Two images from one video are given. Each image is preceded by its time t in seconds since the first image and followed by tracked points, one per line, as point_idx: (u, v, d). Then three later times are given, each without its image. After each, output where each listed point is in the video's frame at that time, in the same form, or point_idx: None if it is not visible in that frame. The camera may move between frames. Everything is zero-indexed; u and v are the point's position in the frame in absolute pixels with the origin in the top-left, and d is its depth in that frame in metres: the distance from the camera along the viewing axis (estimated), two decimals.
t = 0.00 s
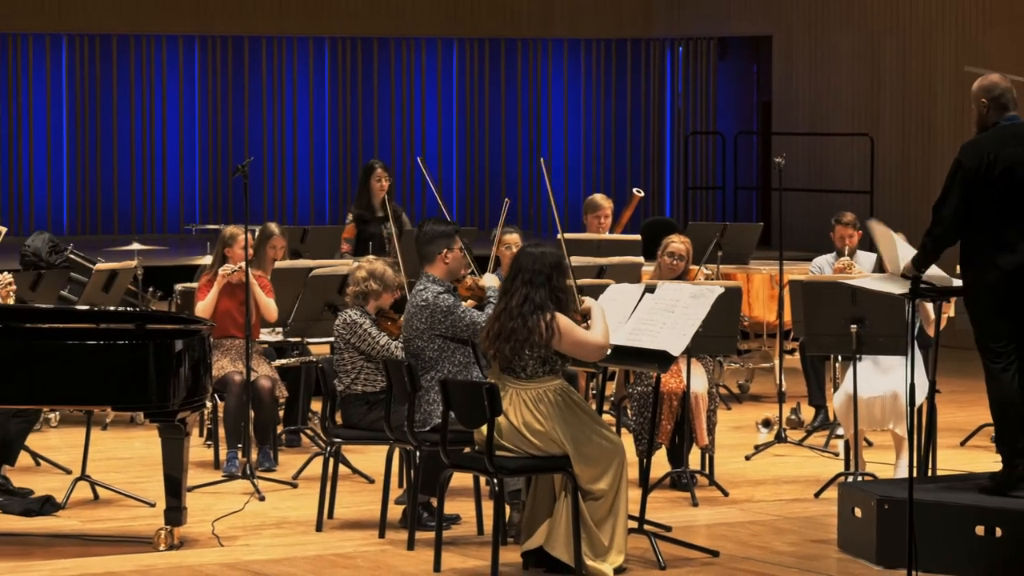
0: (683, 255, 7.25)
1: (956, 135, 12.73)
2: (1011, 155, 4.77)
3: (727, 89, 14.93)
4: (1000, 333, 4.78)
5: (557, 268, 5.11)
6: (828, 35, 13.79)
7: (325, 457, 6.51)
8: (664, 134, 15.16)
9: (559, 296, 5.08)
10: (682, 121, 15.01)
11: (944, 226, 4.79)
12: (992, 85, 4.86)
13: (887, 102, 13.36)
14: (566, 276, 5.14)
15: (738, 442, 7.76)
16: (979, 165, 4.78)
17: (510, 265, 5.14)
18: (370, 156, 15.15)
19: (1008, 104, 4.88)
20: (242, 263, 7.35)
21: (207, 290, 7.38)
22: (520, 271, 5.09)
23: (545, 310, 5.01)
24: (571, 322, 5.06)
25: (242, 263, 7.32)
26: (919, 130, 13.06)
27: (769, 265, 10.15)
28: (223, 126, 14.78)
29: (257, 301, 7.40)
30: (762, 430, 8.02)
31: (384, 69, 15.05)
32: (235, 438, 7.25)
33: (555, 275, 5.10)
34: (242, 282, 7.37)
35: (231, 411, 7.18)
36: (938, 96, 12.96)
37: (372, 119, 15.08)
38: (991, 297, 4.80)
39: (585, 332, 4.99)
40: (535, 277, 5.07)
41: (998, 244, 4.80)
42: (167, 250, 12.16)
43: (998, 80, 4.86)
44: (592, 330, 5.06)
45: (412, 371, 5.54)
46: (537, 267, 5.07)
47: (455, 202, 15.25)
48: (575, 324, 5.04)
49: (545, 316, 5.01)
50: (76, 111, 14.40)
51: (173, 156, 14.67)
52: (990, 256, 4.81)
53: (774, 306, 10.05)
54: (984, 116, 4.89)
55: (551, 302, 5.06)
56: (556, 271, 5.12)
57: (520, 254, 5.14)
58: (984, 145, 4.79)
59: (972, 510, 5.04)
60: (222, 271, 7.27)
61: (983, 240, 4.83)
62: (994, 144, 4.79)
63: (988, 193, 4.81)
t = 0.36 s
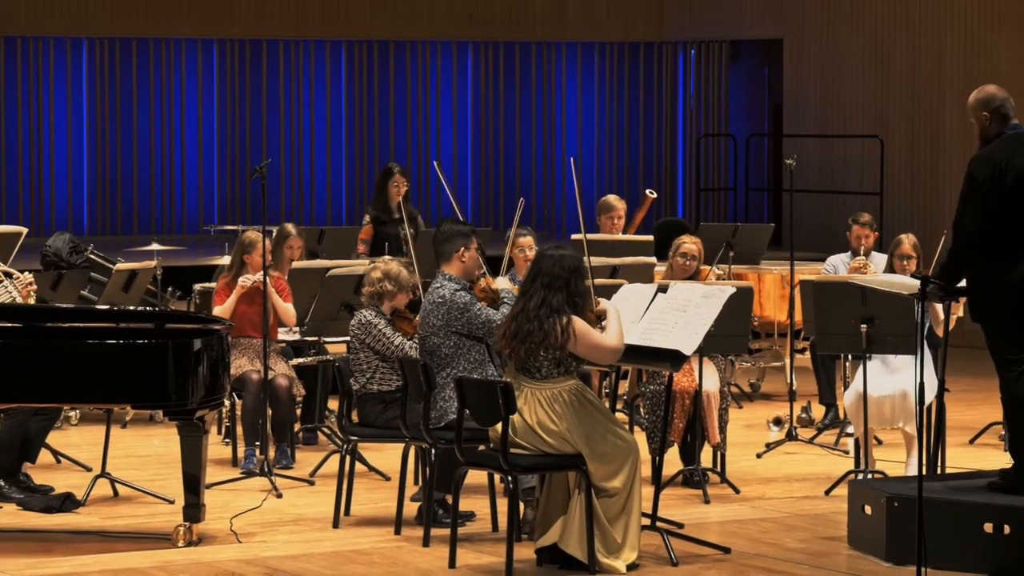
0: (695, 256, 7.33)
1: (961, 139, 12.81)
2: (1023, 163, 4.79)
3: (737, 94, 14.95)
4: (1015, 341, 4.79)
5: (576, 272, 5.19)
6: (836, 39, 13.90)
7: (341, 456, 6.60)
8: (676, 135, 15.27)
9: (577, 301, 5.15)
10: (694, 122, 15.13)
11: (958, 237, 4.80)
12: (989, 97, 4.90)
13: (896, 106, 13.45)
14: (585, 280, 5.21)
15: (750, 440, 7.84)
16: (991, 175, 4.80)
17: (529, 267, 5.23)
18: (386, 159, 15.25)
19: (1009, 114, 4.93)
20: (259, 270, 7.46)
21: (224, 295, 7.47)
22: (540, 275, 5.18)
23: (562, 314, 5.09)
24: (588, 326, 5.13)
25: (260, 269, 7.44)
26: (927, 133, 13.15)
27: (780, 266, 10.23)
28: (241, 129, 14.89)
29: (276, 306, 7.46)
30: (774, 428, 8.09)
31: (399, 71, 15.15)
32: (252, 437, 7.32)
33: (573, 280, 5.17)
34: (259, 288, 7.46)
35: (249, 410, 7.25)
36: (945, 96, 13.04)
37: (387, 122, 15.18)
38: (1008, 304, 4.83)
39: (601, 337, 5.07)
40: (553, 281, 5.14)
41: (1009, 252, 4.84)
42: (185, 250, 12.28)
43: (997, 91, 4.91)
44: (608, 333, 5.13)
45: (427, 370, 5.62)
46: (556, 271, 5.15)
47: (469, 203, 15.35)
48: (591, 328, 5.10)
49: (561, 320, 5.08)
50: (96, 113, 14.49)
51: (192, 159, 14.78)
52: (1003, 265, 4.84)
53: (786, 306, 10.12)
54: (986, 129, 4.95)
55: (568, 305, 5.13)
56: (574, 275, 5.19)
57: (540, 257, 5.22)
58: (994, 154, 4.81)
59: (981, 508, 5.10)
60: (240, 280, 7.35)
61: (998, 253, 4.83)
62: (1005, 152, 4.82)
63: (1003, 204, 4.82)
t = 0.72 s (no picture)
0: (706, 256, 7.41)
1: (972, 142, 12.95)
2: None
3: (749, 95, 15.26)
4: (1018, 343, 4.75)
5: (586, 273, 5.25)
6: (848, 42, 14.03)
7: (358, 454, 6.72)
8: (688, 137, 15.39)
9: (587, 302, 5.22)
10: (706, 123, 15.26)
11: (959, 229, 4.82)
12: (1010, 93, 4.88)
13: (907, 108, 13.58)
14: (595, 282, 5.27)
15: (761, 439, 7.91)
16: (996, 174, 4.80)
17: (541, 267, 5.30)
18: (402, 160, 15.35)
19: None
20: (277, 269, 7.55)
21: (242, 295, 7.57)
22: (550, 275, 5.24)
23: (571, 314, 5.17)
24: (597, 327, 5.21)
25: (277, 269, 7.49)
26: (937, 135, 13.29)
27: (790, 266, 10.32)
28: (259, 130, 14.99)
29: (293, 304, 7.55)
30: (784, 427, 8.17)
31: (415, 74, 15.24)
32: (270, 435, 7.43)
33: (584, 281, 5.24)
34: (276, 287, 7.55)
35: (266, 410, 7.36)
36: (955, 99, 13.16)
37: (404, 123, 15.29)
38: (1006, 304, 4.84)
39: (609, 338, 5.15)
40: (564, 280, 5.21)
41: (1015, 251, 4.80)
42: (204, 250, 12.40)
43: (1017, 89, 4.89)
44: (616, 335, 5.21)
45: (442, 369, 5.71)
46: (566, 271, 5.22)
47: (484, 204, 15.47)
48: (600, 329, 5.19)
49: (571, 321, 5.16)
50: (117, 116, 14.56)
51: (210, 160, 14.86)
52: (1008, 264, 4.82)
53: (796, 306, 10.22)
54: (1005, 124, 4.93)
55: (577, 305, 5.20)
56: (585, 277, 5.25)
57: (552, 257, 5.29)
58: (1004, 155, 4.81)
59: (990, 505, 5.16)
60: (260, 278, 7.43)
61: (1000, 252, 4.83)
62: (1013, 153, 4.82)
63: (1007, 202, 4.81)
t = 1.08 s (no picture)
0: (717, 257, 7.47)
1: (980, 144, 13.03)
2: None
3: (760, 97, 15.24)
4: None
5: (589, 267, 5.34)
6: (858, 45, 14.15)
7: (372, 452, 6.78)
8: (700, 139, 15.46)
9: (593, 295, 5.31)
10: (718, 125, 15.34)
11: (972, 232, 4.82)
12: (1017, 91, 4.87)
13: (916, 110, 13.66)
14: (599, 275, 5.36)
15: (772, 437, 7.97)
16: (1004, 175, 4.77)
17: (544, 265, 5.37)
18: (416, 160, 15.43)
19: None
20: (292, 265, 7.62)
21: (258, 292, 7.65)
22: (554, 272, 5.33)
23: (580, 309, 5.25)
24: (606, 318, 5.30)
25: (292, 265, 7.60)
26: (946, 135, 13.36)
27: (801, 267, 10.37)
28: (275, 132, 15.06)
29: (309, 300, 7.65)
30: (795, 425, 8.23)
31: (430, 77, 15.31)
32: (286, 433, 7.52)
33: (588, 275, 5.33)
34: (292, 283, 7.66)
35: (282, 408, 7.43)
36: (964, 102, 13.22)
37: (418, 125, 15.37)
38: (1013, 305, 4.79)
39: (617, 329, 5.24)
40: (568, 277, 5.30)
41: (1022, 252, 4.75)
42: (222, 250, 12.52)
43: None
44: (626, 328, 5.29)
45: (457, 369, 5.77)
46: (570, 267, 5.31)
47: (499, 203, 15.55)
48: (610, 321, 5.27)
49: (580, 316, 5.24)
50: (134, 119, 14.65)
51: (227, 161, 14.94)
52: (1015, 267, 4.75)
53: (808, 306, 10.25)
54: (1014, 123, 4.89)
55: (585, 300, 5.29)
56: (588, 271, 5.34)
57: (553, 255, 5.37)
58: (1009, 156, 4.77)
59: (998, 503, 5.23)
60: (273, 272, 7.57)
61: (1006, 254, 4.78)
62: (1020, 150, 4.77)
63: (1009, 200, 4.79)
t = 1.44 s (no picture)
0: (729, 259, 7.55)
1: (990, 148, 13.17)
2: None
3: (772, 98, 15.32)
4: None
5: (604, 268, 5.41)
6: (869, 47, 14.26)
7: (387, 450, 6.86)
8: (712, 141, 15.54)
9: (606, 295, 5.38)
10: (730, 127, 15.45)
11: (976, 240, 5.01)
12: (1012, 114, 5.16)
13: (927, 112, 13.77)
14: (612, 276, 5.44)
15: (783, 436, 8.03)
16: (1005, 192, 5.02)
17: (558, 265, 5.45)
18: (431, 162, 15.51)
19: None
20: (309, 267, 7.68)
21: (275, 292, 7.74)
22: (568, 272, 5.40)
23: (592, 308, 5.32)
24: (618, 319, 5.36)
25: (309, 267, 7.67)
26: (957, 138, 13.52)
27: (813, 266, 10.43)
28: (291, 134, 15.15)
29: (325, 304, 7.73)
30: (806, 424, 8.29)
31: (445, 80, 15.40)
32: (302, 431, 7.61)
33: (602, 275, 5.40)
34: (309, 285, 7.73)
35: (298, 406, 7.52)
36: (975, 106, 13.36)
37: (434, 126, 15.45)
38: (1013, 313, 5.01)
39: (628, 331, 5.30)
40: (582, 276, 5.37)
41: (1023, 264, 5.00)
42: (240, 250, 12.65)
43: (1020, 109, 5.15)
44: (637, 331, 5.36)
45: (471, 367, 5.84)
46: (585, 267, 5.38)
47: (514, 204, 15.63)
48: (622, 323, 5.34)
49: (591, 315, 5.31)
50: (153, 121, 14.75)
51: (244, 162, 15.03)
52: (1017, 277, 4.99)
53: (819, 305, 10.31)
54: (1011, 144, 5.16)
55: (597, 299, 5.36)
56: (602, 271, 5.42)
57: (569, 255, 5.44)
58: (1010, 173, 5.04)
59: (1006, 501, 5.29)
60: (290, 276, 7.61)
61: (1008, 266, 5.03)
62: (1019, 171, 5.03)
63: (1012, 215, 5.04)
